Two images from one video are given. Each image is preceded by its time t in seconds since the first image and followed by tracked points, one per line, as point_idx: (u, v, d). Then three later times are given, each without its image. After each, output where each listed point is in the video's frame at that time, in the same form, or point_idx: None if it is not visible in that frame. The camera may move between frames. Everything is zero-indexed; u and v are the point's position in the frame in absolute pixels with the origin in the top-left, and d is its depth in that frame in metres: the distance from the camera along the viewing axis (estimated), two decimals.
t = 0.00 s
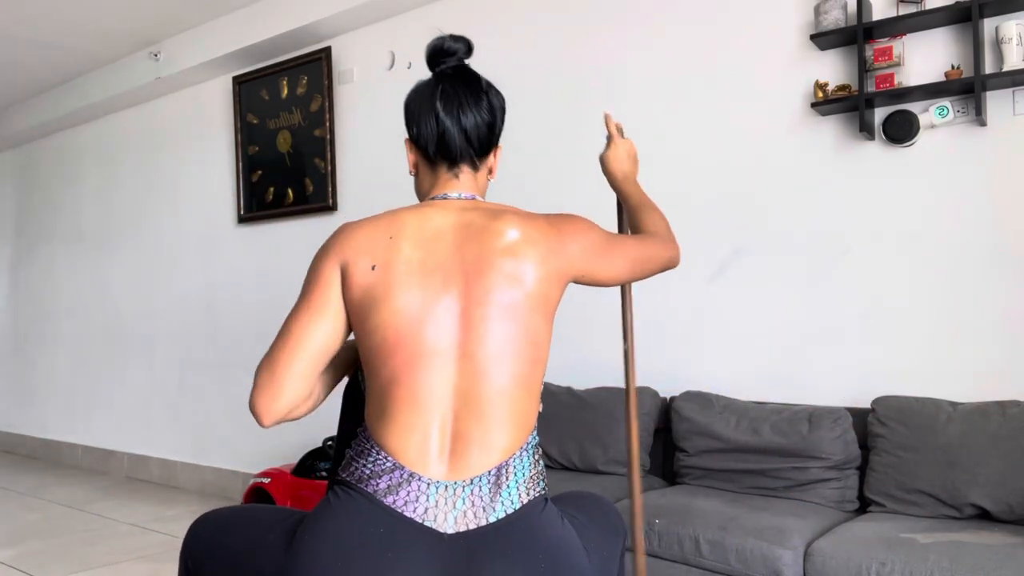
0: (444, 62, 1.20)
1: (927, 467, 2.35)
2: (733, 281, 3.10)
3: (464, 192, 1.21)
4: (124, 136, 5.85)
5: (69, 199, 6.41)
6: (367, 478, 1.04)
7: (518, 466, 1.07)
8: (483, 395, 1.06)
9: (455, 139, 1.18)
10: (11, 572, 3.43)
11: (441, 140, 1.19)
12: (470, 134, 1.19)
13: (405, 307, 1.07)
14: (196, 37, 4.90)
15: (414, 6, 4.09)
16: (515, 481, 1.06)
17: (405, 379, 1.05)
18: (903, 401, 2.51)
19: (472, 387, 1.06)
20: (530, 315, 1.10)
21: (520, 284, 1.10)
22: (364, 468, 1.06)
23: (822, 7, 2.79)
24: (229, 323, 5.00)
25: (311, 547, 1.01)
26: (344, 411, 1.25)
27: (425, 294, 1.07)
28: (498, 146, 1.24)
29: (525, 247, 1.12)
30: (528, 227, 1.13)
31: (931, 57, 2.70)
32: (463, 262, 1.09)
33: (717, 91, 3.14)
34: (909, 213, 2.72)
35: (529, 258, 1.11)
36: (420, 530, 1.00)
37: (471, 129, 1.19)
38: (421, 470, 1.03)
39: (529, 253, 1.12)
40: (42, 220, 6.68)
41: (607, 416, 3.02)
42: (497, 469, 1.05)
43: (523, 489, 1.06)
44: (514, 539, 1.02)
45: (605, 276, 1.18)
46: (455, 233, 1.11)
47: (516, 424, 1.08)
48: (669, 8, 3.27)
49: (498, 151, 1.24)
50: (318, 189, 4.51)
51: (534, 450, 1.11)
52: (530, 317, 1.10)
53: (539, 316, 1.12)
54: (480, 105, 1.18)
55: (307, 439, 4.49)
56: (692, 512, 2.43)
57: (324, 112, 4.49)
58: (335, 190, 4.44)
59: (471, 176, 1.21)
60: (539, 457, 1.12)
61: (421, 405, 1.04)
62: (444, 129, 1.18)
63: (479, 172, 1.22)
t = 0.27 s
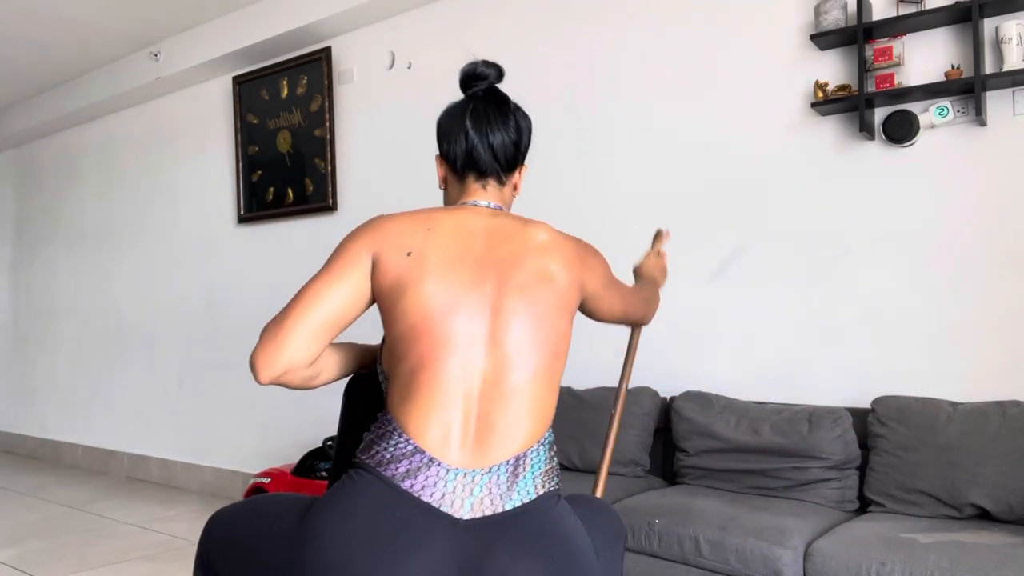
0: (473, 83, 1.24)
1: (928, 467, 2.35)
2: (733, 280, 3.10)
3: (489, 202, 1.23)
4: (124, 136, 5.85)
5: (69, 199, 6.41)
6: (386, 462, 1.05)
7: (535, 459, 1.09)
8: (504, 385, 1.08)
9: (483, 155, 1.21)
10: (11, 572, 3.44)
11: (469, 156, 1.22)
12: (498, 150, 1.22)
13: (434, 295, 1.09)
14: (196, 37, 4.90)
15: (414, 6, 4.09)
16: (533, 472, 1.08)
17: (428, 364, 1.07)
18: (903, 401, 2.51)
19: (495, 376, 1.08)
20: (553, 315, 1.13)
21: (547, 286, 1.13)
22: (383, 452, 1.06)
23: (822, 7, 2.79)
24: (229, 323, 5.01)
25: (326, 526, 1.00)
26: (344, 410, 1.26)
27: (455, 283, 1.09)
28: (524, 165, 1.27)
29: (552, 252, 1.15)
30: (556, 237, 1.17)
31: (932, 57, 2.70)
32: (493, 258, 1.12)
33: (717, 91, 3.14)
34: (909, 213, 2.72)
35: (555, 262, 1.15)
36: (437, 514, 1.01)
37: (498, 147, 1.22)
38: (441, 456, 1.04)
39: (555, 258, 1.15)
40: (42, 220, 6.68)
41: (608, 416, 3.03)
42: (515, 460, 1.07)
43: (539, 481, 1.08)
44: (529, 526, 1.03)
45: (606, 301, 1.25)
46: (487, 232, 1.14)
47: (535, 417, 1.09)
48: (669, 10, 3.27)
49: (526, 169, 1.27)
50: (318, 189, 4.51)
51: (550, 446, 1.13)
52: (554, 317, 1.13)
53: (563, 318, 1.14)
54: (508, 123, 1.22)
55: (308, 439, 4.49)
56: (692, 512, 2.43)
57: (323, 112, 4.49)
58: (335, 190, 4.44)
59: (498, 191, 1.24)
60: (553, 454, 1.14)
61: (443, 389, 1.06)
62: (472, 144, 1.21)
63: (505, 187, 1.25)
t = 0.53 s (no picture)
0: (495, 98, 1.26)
1: (927, 467, 2.35)
2: (733, 280, 3.10)
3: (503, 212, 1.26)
4: (124, 136, 5.85)
5: (68, 199, 6.40)
6: (419, 446, 1.07)
7: (561, 449, 1.14)
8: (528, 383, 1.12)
9: (508, 170, 1.24)
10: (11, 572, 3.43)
11: (493, 171, 1.25)
12: (520, 166, 1.25)
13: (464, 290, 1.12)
14: (195, 37, 4.90)
15: (415, 6, 4.10)
16: (559, 461, 1.13)
17: (459, 355, 1.09)
18: (903, 401, 2.51)
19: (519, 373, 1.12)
20: (572, 322, 1.18)
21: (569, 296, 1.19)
22: (415, 435, 1.08)
23: (822, 7, 2.79)
24: (229, 323, 5.01)
25: (359, 509, 1.02)
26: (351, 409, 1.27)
27: (486, 279, 1.13)
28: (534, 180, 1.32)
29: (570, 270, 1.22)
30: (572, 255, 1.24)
31: (931, 58, 2.70)
32: (519, 262, 1.17)
33: (717, 91, 3.14)
34: (909, 213, 2.72)
35: (573, 278, 1.21)
36: (470, 497, 1.04)
37: (521, 162, 1.25)
38: (471, 441, 1.07)
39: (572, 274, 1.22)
40: (42, 220, 6.68)
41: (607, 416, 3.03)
42: (542, 449, 1.12)
43: (565, 470, 1.14)
44: (553, 510, 1.09)
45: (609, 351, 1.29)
46: (512, 239, 1.19)
47: (554, 415, 1.14)
48: (669, 10, 3.27)
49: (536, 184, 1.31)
50: (318, 189, 4.51)
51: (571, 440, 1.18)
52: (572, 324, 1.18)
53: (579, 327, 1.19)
54: (531, 142, 1.25)
55: (308, 438, 4.49)
56: (692, 512, 2.43)
57: (323, 112, 4.49)
58: (335, 190, 4.44)
59: (516, 204, 1.28)
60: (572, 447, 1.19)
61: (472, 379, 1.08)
62: (499, 160, 1.24)
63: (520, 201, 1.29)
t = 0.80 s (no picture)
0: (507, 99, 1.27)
1: (927, 467, 2.35)
2: (733, 280, 3.10)
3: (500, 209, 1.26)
4: (124, 136, 5.85)
5: (68, 199, 6.40)
6: (409, 446, 1.06)
7: (552, 447, 1.13)
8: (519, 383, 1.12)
9: (521, 171, 1.26)
10: (11, 572, 3.43)
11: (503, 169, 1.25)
12: (527, 169, 1.27)
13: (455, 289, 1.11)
14: (195, 37, 4.90)
15: (415, 6, 4.10)
16: (551, 458, 1.12)
17: (450, 354, 1.09)
18: (903, 401, 2.51)
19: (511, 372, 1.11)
20: (564, 324, 1.18)
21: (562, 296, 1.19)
22: (406, 437, 1.07)
23: (822, 7, 2.79)
24: (229, 323, 5.01)
25: (353, 510, 1.01)
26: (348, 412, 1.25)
27: (477, 279, 1.13)
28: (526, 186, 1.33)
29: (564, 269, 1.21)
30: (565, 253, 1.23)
31: (931, 57, 2.70)
32: (511, 262, 1.16)
33: (717, 92, 3.14)
34: (910, 213, 2.72)
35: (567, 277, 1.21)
36: (461, 496, 1.03)
37: (531, 165, 1.27)
38: (461, 441, 1.06)
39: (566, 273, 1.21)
40: (42, 220, 6.67)
41: (608, 416, 3.03)
42: (534, 447, 1.11)
43: (556, 467, 1.12)
44: (546, 507, 1.08)
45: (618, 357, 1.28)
46: (505, 239, 1.19)
47: (546, 414, 1.13)
48: (669, 10, 3.27)
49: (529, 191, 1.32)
50: (318, 189, 4.51)
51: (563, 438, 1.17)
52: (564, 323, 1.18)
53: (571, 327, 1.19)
54: (539, 147, 1.27)
55: (308, 439, 4.49)
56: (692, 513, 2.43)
57: (323, 112, 4.49)
58: (335, 191, 4.44)
59: (514, 205, 1.28)
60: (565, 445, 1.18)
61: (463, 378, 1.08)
62: (512, 160, 1.25)
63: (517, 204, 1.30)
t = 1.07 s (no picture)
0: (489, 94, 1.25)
1: (927, 467, 2.35)
2: (733, 280, 3.09)
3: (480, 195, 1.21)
4: (124, 136, 5.85)
5: (69, 199, 6.41)
6: (383, 476, 1.01)
7: (534, 461, 1.06)
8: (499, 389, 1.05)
9: (501, 160, 1.22)
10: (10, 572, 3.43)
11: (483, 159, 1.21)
12: (510, 160, 1.23)
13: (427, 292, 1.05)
14: (195, 37, 4.90)
15: (415, 6, 4.09)
16: (532, 473, 1.05)
17: (422, 363, 1.03)
18: (903, 401, 2.51)
19: (490, 378, 1.05)
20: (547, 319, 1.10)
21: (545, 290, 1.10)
22: (379, 466, 1.02)
23: (822, 7, 2.79)
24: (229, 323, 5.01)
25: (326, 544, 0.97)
26: (344, 416, 1.24)
27: (448, 281, 1.06)
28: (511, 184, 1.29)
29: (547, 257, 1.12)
30: (549, 240, 1.14)
31: (931, 58, 2.70)
32: (486, 258, 1.09)
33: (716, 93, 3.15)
34: (910, 213, 2.72)
35: (551, 266, 1.11)
36: (437, 526, 0.98)
37: (513, 157, 1.24)
38: (437, 467, 1.01)
39: (551, 261, 1.12)
40: (42, 220, 6.68)
41: (607, 416, 3.03)
42: (513, 464, 1.04)
43: (539, 482, 1.05)
44: (531, 528, 1.01)
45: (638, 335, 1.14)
46: (480, 234, 1.11)
47: (528, 421, 1.07)
48: (669, 10, 3.27)
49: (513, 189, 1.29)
50: (318, 189, 4.51)
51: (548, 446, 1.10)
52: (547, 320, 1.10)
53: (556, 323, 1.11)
54: (522, 139, 1.24)
55: (307, 438, 4.49)
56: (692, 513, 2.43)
57: (323, 112, 4.49)
58: (335, 191, 4.45)
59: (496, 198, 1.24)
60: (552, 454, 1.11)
61: (439, 390, 1.03)
62: (492, 149, 1.21)
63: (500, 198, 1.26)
